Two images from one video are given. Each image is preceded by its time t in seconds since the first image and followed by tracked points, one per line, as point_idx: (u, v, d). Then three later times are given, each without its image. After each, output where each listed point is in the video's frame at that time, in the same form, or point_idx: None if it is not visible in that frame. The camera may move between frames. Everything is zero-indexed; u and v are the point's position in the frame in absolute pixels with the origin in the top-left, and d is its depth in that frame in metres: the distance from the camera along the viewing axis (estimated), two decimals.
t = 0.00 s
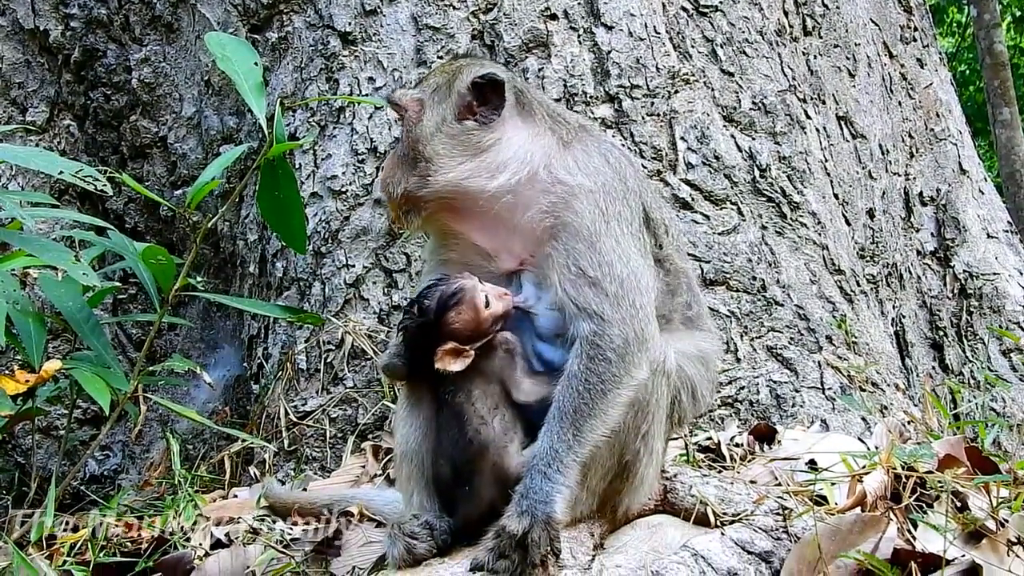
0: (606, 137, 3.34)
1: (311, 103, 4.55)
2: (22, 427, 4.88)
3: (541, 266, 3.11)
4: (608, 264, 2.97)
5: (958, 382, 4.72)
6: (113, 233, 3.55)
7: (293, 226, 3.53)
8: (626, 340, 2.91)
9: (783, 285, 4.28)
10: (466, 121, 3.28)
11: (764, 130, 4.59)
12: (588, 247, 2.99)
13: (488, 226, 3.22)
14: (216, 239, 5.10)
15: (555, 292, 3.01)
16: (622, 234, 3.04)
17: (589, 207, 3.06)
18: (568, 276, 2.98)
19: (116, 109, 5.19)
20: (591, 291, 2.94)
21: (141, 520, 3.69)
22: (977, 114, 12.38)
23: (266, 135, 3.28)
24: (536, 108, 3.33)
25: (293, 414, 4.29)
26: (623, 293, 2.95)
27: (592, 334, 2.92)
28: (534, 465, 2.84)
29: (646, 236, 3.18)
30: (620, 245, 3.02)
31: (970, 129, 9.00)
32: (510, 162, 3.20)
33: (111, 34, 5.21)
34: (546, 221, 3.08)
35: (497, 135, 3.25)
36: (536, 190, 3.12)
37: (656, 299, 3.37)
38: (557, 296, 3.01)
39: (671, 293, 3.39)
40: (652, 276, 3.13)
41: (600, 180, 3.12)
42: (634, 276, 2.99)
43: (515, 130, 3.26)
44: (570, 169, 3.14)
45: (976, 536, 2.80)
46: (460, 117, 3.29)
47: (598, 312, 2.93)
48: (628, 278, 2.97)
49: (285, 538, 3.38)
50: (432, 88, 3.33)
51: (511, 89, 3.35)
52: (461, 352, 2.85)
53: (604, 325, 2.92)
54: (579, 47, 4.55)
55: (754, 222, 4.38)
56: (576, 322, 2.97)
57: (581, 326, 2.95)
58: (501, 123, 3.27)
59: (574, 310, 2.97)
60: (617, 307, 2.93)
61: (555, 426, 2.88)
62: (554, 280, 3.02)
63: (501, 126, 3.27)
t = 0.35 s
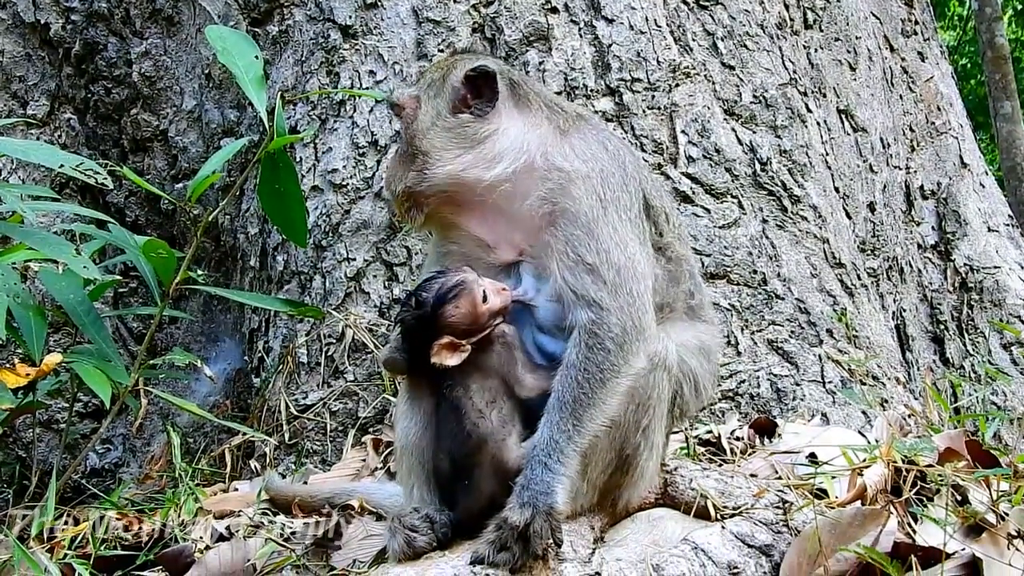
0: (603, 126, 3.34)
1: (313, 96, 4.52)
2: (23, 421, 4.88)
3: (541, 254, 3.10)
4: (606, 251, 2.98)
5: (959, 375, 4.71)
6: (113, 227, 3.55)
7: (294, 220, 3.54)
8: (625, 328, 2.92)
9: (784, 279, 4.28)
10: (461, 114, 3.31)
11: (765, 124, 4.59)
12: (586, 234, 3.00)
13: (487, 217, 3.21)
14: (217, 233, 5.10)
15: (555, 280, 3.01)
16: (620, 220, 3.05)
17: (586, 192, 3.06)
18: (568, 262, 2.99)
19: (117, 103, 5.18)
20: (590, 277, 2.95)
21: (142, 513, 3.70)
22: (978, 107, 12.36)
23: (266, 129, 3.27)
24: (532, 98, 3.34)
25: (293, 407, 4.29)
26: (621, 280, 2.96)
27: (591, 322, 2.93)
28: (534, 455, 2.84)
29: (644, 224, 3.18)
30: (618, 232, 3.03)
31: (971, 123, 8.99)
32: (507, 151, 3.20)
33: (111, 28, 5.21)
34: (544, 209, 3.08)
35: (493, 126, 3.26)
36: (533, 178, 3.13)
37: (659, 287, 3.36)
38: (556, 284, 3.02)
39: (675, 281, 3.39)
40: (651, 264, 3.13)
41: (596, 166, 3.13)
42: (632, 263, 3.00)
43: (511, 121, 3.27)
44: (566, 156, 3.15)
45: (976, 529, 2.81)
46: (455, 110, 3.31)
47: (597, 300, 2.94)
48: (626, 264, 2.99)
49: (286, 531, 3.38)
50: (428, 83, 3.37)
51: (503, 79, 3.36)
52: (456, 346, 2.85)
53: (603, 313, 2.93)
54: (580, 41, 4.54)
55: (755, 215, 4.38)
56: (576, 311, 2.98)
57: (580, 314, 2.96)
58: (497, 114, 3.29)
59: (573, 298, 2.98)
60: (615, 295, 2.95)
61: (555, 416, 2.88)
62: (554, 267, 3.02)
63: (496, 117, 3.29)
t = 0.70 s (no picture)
0: (604, 120, 3.34)
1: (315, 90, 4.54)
2: (25, 415, 4.89)
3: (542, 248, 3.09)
4: (605, 244, 2.98)
5: (961, 370, 4.70)
6: (116, 222, 3.54)
7: (295, 214, 3.55)
8: (625, 322, 2.92)
9: (786, 273, 4.28)
10: (460, 109, 3.31)
11: (767, 118, 4.59)
12: (586, 227, 3.00)
13: (487, 212, 3.21)
14: (218, 227, 5.11)
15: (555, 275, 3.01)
16: (619, 213, 3.05)
17: (586, 185, 3.06)
18: (567, 256, 2.99)
19: (119, 97, 5.19)
20: (589, 270, 2.95)
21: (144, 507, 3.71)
22: (980, 102, 12.34)
23: (269, 123, 3.27)
24: (531, 91, 3.33)
25: (296, 402, 4.30)
26: (620, 273, 2.96)
27: (592, 315, 2.93)
28: (536, 449, 2.84)
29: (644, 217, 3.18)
30: (617, 225, 3.03)
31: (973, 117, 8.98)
32: (507, 145, 3.19)
33: (114, 22, 5.22)
34: (544, 202, 3.08)
35: (493, 120, 3.26)
36: (532, 172, 3.13)
37: (661, 280, 3.36)
38: (556, 278, 3.02)
39: (676, 275, 3.40)
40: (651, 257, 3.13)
41: (596, 159, 3.13)
42: (632, 256, 3.00)
43: (510, 114, 3.27)
44: (566, 149, 3.15)
45: (978, 524, 2.82)
46: (455, 105, 3.33)
47: (597, 294, 2.94)
48: (626, 257, 2.98)
49: (288, 526, 3.39)
50: (428, 80, 3.40)
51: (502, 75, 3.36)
52: (464, 341, 2.87)
53: (603, 306, 2.93)
54: (582, 35, 4.55)
55: (756, 210, 4.38)
56: (576, 305, 2.97)
57: (580, 308, 2.96)
58: (496, 108, 3.29)
59: (573, 291, 2.97)
60: (615, 288, 2.94)
61: (556, 410, 2.88)
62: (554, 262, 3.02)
63: (496, 111, 3.29)
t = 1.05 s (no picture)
0: (606, 115, 3.34)
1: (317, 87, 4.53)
2: (28, 412, 4.89)
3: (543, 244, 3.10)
4: (606, 240, 2.98)
5: (963, 367, 4.71)
6: (118, 218, 3.54)
7: (298, 211, 3.52)
8: (626, 318, 2.92)
9: (788, 270, 4.28)
10: (461, 104, 3.31)
11: (769, 115, 4.58)
12: (587, 223, 3.00)
13: (489, 208, 3.21)
14: (220, 224, 5.11)
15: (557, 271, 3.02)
16: (620, 209, 3.05)
17: (587, 181, 3.06)
18: (568, 252, 2.99)
19: (121, 94, 5.20)
20: (591, 266, 2.95)
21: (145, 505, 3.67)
22: (981, 100, 12.33)
23: (271, 119, 3.27)
24: (533, 86, 3.33)
25: (298, 398, 4.30)
26: (622, 269, 2.96)
27: (593, 311, 2.93)
28: (537, 445, 2.84)
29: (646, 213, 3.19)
30: (618, 221, 3.03)
31: (974, 115, 8.98)
32: (508, 140, 3.19)
33: (116, 18, 5.23)
34: (545, 198, 3.07)
35: (494, 116, 3.26)
36: (533, 168, 3.12)
37: (665, 277, 3.35)
38: (557, 274, 3.02)
39: (680, 270, 3.40)
40: (652, 253, 3.13)
41: (597, 154, 3.13)
42: (633, 251, 3.00)
43: (512, 110, 3.27)
44: (567, 145, 3.15)
45: (981, 521, 2.82)
46: (456, 101, 3.32)
47: (598, 290, 2.94)
48: (627, 253, 2.98)
49: (290, 522, 3.40)
50: (431, 75, 3.40)
51: (504, 71, 3.36)
52: (478, 340, 2.87)
53: (604, 302, 2.93)
54: (584, 32, 4.55)
55: (759, 207, 4.38)
56: (577, 301, 2.97)
57: (581, 305, 2.96)
58: (497, 104, 3.29)
59: (574, 287, 2.98)
60: (616, 284, 2.95)
61: (557, 406, 2.89)
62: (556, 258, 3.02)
63: (497, 106, 3.29)
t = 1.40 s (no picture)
0: (606, 111, 3.34)
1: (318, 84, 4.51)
2: (29, 409, 4.89)
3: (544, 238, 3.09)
4: (606, 235, 2.98)
5: (964, 363, 4.71)
6: (119, 215, 3.54)
7: (298, 207, 3.55)
8: (627, 312, 2.92)
9: (789, 267, 4.28)
10: (461, 99, 3.31)
11: (770, 112, 4.58)
12: (587, 217, 3.00)
13: (488, 203, 3.21)
14: (221, 220, 5.12)
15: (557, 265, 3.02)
16: (620, 203, 3.05)
17: (587, 175, 3.06)
18: (569, 246, 2.99)
19: (122, 91, 5.20)
20: (591, 261, 2.95)
21: (146, 501, 3.68)
22: (983, 97, 12.31)
23: (272, 116, 3.26)
24: (534, 82, 3.33)
25: (298, 395, 4.31)
26: (622, 263, 2.96)
27: (593, 306, 2.93)
28: (538, 441, 2.84)
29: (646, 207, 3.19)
30: (618, 215, 3.03)
31: (976, 112, 8.95)
32: (507, 135, 3.20)
33: (116, 15, 5.24)
34: (546, 192, 3.08)
35: (494, 111, 3.26)
36: (533, 163, 3.13)
37: (666, 271, 3.37)
38: (557, 269, 3.02)
39: (681, 265, 3.41)
40: (653, 248, 3.13)
41: (597, 149, 3.13)
42: (633, 246, 3.00)
43: (512, 105, 3.27)
44: (567, 140, 3.15)
45: (982, 517, 2.82)
46: (456, 96, 3.32)
47: (598, 285, 2.94)
48: (627, 247, 2.98)
49: (291, 520, 3.43)
50: (432, 69, 3.38)
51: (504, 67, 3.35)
52: (469, 341, 2.85)
53: (605, 296, 2.93)
54: (585, 29, 4.55)
55: (759, 203, 4.38)
56: (578, 295, 2.97)
57: (581, 300, 2.96)
58: (497, 99, 3.29)
59: (575, 282, 2.98)
60: (617, 278, 2.94)
61: (558, 401, 2.88)
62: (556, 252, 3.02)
63: (497, 102, 3.29)
